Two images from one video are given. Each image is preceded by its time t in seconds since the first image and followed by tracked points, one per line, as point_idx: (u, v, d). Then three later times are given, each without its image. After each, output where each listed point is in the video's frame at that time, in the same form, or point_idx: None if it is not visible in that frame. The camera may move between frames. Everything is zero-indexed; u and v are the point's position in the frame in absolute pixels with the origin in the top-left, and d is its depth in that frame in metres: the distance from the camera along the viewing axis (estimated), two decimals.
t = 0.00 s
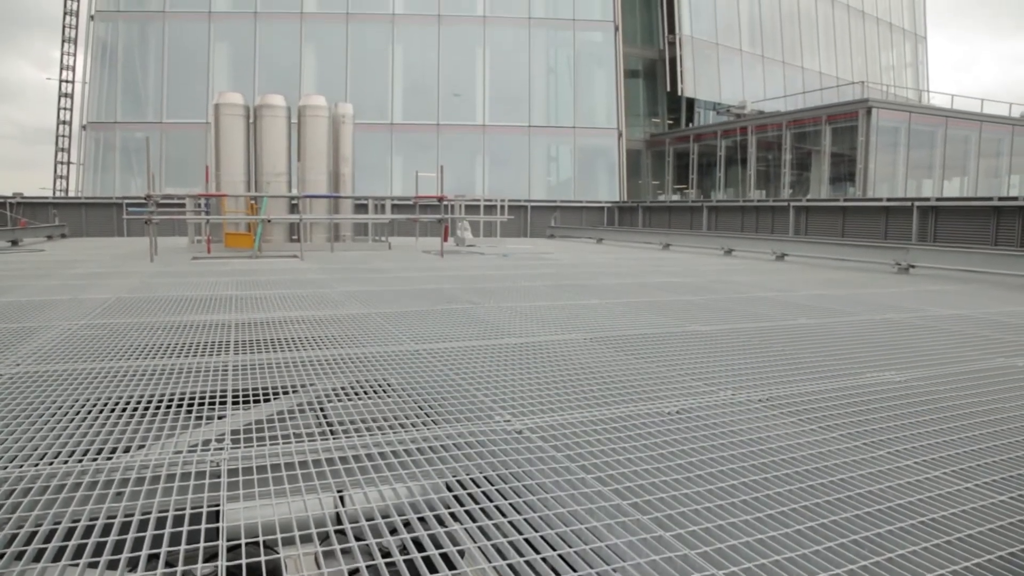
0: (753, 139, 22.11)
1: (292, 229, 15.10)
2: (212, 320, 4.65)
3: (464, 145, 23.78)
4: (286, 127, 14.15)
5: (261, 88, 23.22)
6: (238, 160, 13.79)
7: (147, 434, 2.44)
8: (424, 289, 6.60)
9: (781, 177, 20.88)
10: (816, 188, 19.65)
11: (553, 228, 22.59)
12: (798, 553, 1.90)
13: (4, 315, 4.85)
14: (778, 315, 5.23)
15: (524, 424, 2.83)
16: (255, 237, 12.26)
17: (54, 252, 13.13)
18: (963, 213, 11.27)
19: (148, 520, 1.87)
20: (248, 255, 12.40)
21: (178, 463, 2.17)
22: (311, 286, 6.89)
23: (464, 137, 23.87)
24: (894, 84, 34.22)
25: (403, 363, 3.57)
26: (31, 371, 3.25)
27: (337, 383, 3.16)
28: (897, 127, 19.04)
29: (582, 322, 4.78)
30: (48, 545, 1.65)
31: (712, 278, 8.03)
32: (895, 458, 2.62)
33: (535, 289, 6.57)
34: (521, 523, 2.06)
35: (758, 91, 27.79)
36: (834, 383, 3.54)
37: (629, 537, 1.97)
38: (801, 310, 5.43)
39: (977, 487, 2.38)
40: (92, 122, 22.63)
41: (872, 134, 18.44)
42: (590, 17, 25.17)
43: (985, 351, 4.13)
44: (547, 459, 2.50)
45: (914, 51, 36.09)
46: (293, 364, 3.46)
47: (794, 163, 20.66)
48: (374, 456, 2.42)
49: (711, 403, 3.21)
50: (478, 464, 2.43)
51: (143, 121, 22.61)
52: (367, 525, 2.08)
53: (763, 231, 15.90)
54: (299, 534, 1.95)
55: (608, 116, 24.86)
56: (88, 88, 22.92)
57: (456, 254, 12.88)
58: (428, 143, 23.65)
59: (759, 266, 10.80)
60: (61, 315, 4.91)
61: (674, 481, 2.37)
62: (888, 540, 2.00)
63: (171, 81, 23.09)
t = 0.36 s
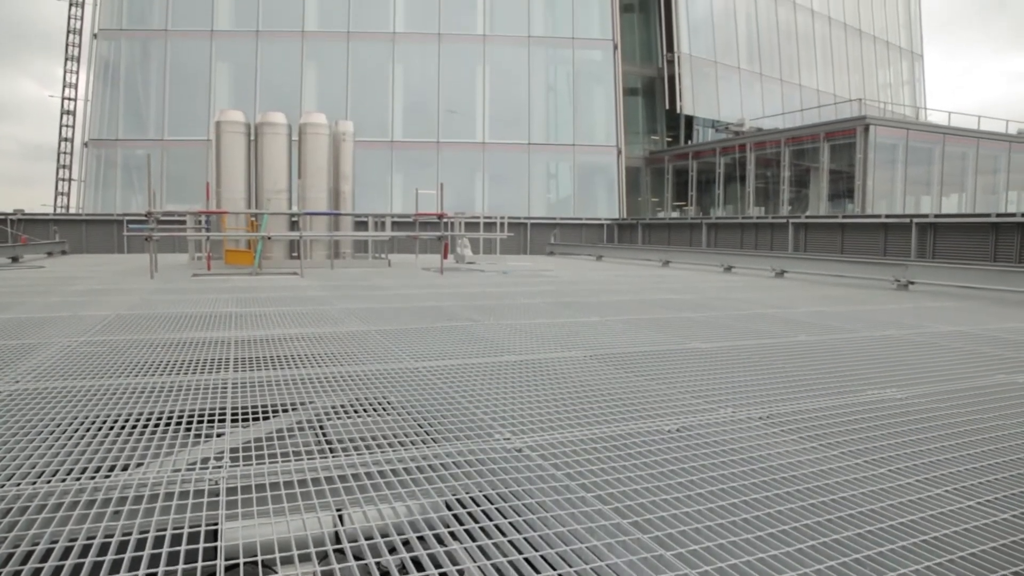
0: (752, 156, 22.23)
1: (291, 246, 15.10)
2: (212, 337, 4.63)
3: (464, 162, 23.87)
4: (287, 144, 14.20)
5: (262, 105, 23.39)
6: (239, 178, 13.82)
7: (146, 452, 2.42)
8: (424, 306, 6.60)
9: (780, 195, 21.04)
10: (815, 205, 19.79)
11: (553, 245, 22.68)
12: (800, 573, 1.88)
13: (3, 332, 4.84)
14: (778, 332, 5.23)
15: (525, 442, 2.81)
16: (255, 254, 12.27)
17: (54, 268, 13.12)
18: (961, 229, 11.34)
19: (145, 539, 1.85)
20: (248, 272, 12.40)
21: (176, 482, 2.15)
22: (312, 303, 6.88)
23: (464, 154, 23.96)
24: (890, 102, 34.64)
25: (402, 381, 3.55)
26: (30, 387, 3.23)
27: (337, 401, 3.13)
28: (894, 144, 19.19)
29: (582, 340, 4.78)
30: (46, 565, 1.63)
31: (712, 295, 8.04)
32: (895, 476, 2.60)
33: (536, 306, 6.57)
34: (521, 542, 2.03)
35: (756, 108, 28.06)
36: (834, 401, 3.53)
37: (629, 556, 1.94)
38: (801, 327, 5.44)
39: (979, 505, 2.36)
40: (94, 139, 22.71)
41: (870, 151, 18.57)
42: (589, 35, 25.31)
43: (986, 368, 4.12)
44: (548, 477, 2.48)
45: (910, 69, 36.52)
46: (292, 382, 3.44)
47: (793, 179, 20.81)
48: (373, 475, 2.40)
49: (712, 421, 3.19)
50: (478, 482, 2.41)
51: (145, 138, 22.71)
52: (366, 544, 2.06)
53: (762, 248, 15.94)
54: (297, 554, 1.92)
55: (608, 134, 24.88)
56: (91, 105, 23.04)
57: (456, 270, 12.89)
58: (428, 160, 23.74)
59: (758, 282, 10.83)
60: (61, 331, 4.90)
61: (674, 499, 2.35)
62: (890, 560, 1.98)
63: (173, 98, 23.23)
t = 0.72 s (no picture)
0: (751, 178, 22.39)
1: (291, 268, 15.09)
2: (211, 359, 4.61)
3: (464, 185, 23.95)
4: (287, 167, 14.22)
5: (264, 127, 23.51)
6: (239, 200, 13.83)
7: (145, 475, 2.39)
8: (424, 328, 6.58)
9: (779, 216, 21.19)
10: (814, 226, 19.95)
11: (553, 267, 22.76)
12: None
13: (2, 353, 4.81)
14: (778, 353, 5.23)
15: (526, 465, 2.78)
16: (255, 275, 12.25)
17: (53, 290, 13.09)
18: (959, 250, 11.43)
19: (142, 563, 1.82)
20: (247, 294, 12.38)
21: (174, 505, 2.12)
22: (312, 325, 6.85)
23: (464, 176, 24.05)
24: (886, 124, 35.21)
25: (401, 404, 3.53)
26: (28, 410, 3.20)
27: (336, 424, 3.11)
28: (892, 166, 19.35)
29: (582, 361, 4.76)
30: None
31: (713, 316, 8.06)
32: (898, 498, 2.58)
33: (536, 328, 6.57)
34: (520, 565, 2.00)
35: (754, 131, 27.93)
36: (836, 422, 3.51)
37: None
38: (801, 349, 5.44)
39: (983, 528, 2.34)
40: (96, 161, 22.78)
41: (868, 173, 18.73)
42: (588, 59, 25.58)
43: (988, 390, 4.11)
44: (547, 500, 2.45)
45: (905, 92, 37.30)
46: (292, 404, 3.41)
47: (792, 201, 20.94)
48: (372, 498, 2.37)
49: (712, 443, 3.17)
50: (477, 505, 2.38)
51: (147, 159, 22.79)
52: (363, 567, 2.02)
53: (761, 269, 15.99)
54: None
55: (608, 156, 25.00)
56: (93, 127, 23.04)
57: (456, 292, 12.90)
58: (428, 182, 23.82)
59: (758, 304, 10.85)
60: (59, 353, 4.87)
61: (675, 523, 2.32)
62: None
63: (174, 120, 23.35)
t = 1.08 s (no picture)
0: (750, 194, 22.48)
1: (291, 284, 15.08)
2: (209, 375, 4.58)
3: (464, 202, 24.02)
4: (288, 184, 14.24)
5: (265, 144, 23.62)
6: (239, 217, 13.85)
7: (144, 492, 2.37)
8: (422, 345, 6.56)
9: (778, 232, 21.33)
10: (813, 242, 20.04)
11: (553, 283, 22.79)
12: None
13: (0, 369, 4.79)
14: (779, 370, 5.22)
15: (526, 481, 2.77)
16: (255, 292, 12.25)
17: (52, 305, 13.07)
18: (957, 266, 11.47)
19: None
20: (247, 310, 12.37)
21: (172, 523, 2.09)
22: (312, 342, 6.83)
23: (464, 193, 24.14)
24: (884, 140, 35.41)
25: (401, 421, 3.51)
26: (26, 426, 3.18)
27: (335, 441, 3.09)
28: (890, 182, 19.46)
29: (582, 378, 4.75)
30: None
31: (713, 333, 8.05)
32: (899, 516, 2.55)
33: (536, 345, 6.55)
34: None
35: (753, 148, 28.10)
36: (836, 439, 3.49)
37: None
38: (801, 365, 5.43)
39: (985, 546, 2.31)
40: (98, 178, 22.89)
41: (867, 190, 18.84)
42: (588, 76, 25.76)
43: (987, 406, 4.10)
44: (546, 518, 2.43)
45: (903, 108, 37.53)
46: (291, 421, 3.39)
47: (791, 218, 21.06)
48: (372, 516, 2.35)
49: (712, 460, 3.15)
50: (477, 523, 2.35)
51: (148, 176, 22.87)
52: None
53: (761, 286, 16.00)
54: None
55: (607, 174, 25.06)
56: (95, 144, 23.19)
57: (456, 309, 12.90)
58: (428, 199, 23.90)
59: (758, 320, 10.85)
60: (58, 369, 4.85)
61: (675, 541, 2.30)
62: None
63: (176, 137, 23.47)
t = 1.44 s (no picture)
0: (749, 209, 22.58)
1: (291, 297, 15.06)
2: (208, 390, 4.56)
3: (464, 216, 24.06)
4: (288, 198, 14.26)
5: (265, 159, 23.69)
6: (240, 231, 13.85)
7: (142, 507, 2.35)
8: (421, 359, 6.55)
9: (777, 246, 21.41)
10: (812, 256, 20.10)
11: (553, 297, 22.81)
12: None
13: None
14: (778, 384, 5.21)
15: (525, 496, 2.75)
16: (255, 306, 12.23)
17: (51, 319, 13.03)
18: (956, 280, 11.51)
19: None
20: (246, 324, 12.34)
21: (169, 538, 2.07)
22: (312, 356, 6.81)
23: (464, 207, 24.19)
24: (883, 154, 35.56)
25: (401, 436, 3.48)
26: (23, 440, 3.16)
27: (334, 456, 3.07)
28: (889, 196, 19.54)
29: (580, 393, 4.73)
30: None
31: (712, 347, 8.04)
32: (902, 532, 2.53)
33: (535, 359, 6.54)
34: None
35: (753, 163, 28.16)
36: (836, 454, 3.48)
37: None
38: (801, 379, 5.42)
39: (987, 562, 2.29)
40: (99, 192, 22.94)
41: (865, 203, 18.93)
42: (587, 91, 25.87)
43: (989, 420, 4.09)
44: (546, 534, 2.40)
45: (901, 122, 37.78)
46: (291, 436, 3.37)
47: (790, 231, 21.14)
48: (371, 531, 2.32)
49: (712, 475, 3.13)
50: (476, 539, 2.33)
51: (148, 191, 22.92)
52: None
53: (760, 300, 16.00)
54: None
55: (606, 188, 25.11)
56: (95, 159, 23.25)
57: (455, 323, 12.88)
58: (428, 214, 23.94)
59: (757, 334, 10.85)
60: (57, 383, 4.82)
61: (675, 556, 2.28)
62: None
63: (176, 151, 23.54)
